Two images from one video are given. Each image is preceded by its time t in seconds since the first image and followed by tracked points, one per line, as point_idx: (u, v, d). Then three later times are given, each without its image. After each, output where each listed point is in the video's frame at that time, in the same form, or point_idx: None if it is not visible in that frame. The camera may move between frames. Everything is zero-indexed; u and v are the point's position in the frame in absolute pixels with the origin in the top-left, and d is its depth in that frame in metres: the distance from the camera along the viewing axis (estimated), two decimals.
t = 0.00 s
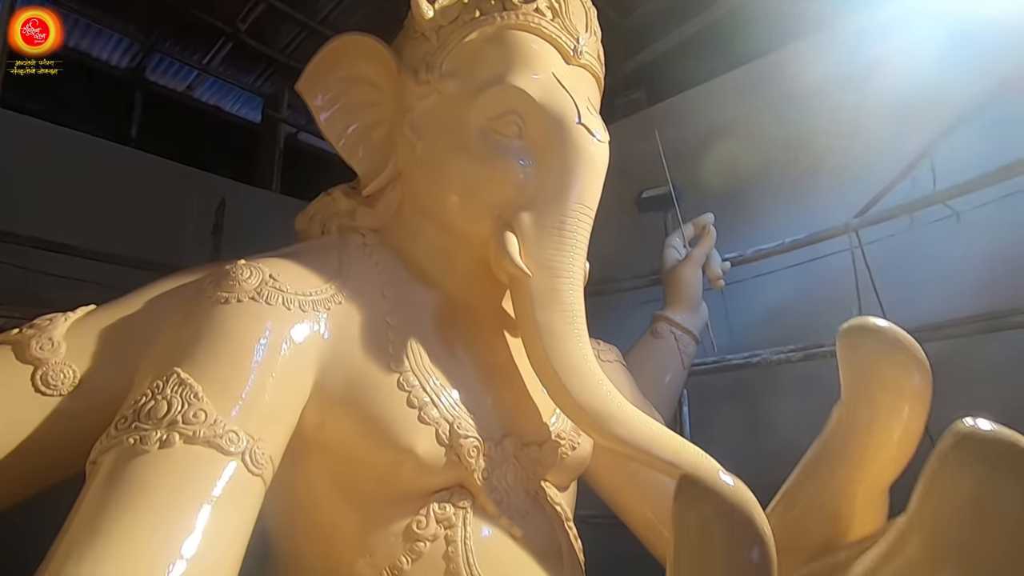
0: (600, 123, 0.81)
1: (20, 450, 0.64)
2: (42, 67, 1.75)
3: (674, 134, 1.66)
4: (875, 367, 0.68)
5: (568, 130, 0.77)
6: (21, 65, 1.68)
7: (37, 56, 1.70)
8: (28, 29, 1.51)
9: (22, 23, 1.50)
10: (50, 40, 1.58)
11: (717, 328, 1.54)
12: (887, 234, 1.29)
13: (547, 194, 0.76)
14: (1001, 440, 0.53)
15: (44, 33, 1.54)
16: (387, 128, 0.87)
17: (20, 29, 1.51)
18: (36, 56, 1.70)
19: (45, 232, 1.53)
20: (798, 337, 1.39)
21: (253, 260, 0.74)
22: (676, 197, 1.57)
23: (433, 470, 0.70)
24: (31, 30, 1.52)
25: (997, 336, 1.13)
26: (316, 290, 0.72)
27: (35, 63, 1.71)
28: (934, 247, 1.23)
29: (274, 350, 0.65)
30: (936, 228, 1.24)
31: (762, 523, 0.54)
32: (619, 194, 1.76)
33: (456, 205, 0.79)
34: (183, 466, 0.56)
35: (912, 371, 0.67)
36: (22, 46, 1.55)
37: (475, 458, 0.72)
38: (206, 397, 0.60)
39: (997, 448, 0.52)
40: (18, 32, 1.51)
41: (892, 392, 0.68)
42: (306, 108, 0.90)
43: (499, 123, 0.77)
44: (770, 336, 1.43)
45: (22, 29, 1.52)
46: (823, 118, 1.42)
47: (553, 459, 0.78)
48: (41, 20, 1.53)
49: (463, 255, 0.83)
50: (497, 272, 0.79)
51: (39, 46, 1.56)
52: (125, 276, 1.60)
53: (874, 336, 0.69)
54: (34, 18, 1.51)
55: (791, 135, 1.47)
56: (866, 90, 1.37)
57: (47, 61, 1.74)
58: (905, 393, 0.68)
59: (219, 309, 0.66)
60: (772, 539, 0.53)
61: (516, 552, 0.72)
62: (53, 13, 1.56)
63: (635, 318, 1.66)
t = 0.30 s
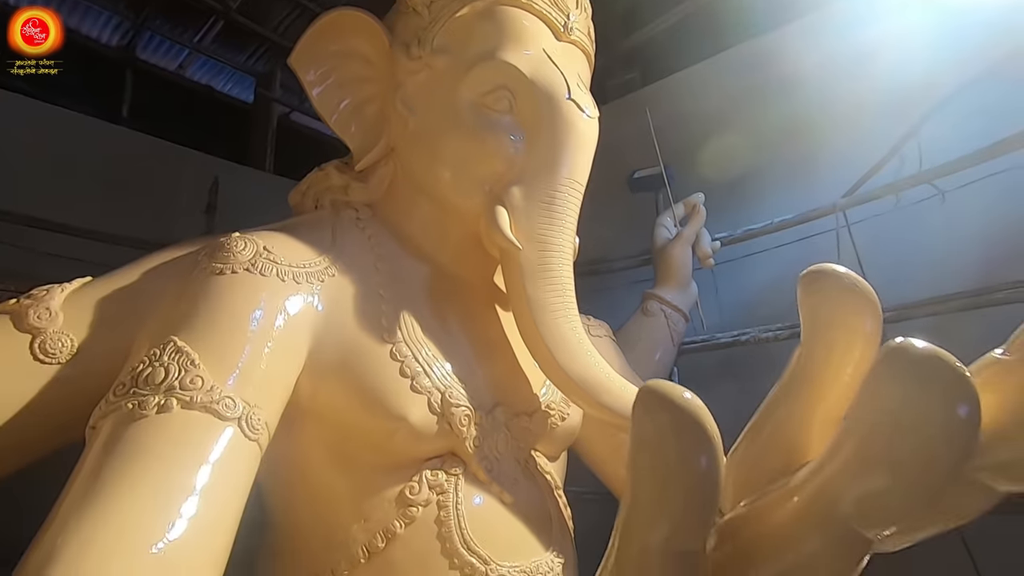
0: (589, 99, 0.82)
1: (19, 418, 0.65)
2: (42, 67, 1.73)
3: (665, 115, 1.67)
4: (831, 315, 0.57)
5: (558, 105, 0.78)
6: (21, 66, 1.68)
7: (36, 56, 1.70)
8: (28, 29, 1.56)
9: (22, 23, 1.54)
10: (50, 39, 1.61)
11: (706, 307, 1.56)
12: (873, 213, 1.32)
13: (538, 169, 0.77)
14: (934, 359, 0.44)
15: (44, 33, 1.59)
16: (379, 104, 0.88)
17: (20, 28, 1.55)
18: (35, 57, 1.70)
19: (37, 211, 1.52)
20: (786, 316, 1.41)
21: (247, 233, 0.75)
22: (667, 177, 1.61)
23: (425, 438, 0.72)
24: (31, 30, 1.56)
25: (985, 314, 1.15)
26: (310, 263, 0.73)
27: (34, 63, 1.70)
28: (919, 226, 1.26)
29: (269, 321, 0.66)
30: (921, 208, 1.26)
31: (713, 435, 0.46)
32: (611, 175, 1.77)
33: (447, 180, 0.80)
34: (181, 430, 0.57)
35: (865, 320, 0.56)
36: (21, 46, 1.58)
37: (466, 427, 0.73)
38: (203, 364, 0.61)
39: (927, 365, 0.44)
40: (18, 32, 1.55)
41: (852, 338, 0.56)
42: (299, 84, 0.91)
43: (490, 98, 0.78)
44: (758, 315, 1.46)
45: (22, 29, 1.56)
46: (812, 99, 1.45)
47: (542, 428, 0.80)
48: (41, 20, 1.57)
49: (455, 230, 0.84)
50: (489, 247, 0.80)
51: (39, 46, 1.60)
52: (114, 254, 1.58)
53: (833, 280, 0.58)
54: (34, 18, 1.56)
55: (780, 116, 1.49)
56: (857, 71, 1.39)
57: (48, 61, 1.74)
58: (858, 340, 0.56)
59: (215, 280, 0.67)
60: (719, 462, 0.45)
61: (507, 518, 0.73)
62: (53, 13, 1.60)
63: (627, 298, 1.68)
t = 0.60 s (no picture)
0: (579, 75, 0.83)
1: (18, 384, 0.67)
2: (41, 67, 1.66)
3: (658, 94, 1.68)
4: (792, 256, 0.51)
5: (548, 80, 0.79)
6: (21, 66, 1.60)
7: (35, 54, 1.63)
8: (28, 29, 1.58)
9: (22, 23, 1.58)
10: (50, 39, 1.64)
11: (697, 286, 1.58)
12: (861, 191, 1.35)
13: (529, 143, 0.78)
14: (883, 292, 0.41)
15: (44, 33, 1.61)
16: (371, 78, 0.88)
17: (20, 29, 1.58)
18: (34, 55, 1.63)
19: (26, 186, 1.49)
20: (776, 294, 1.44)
21: (240, 205, 0.76)
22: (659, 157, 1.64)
23: (417, 406, 0.73)
24: (31, 30, 1.59)
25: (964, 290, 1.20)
26: (302, 235, 0.74)
27: (33, 62, 1.64)
28: (906, 204, 1.31)
29: (262, 290, 0.68)
30: (909, 186, 1.30)
31: (672, 360, 0.43)
32: (605, 155, 1.77)
33: (438, 154, 0.81)
34: (177, 394, 0.58)
35: (823, 268, 0.51)
36: (22, 46, 1.59)
37: (457, 395, 0.75)
38: (197, 331, 0.62)
39: (876, 299, 0.41)
40: (18, 32, 1.58)
41: (810, 286, 0.51)
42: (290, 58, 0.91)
43: (480, 72, 0.78)
44: (748, 293, 1.49)
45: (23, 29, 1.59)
46: (805, 84, 1.54)
47: (532, 398, 0.82)
48: (41, 20, 1.60)
49: (446, 203, 0.85)
50: (479, 220, 0.81)
51: (39, 46, 1.61)
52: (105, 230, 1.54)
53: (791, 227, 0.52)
54: (34, 18, 1.59)
55: (774, 99, 1.58)
56: (846, 58, 1.49)
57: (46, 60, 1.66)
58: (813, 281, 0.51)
59: (209, 250, 0.68)
60: (675, 384, 0.43)
61: (497, 485, 0.75)
62: (53, 12, 1.64)
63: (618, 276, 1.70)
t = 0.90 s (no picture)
0: (567, 49, 0.84)
1: (16, 350, 0.68)
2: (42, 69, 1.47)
3: (650, 75, 1.69)
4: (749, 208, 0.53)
5: (537, 53, 0.80)
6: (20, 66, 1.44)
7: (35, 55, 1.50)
8: (27, 28, 1.50)
9: (22, 24, 1.50)
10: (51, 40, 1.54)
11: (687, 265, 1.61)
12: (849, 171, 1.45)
13: (517, 116, 0.79)
14: (820, 227, 0.40)
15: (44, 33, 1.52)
16: (362, 51, 0.88)
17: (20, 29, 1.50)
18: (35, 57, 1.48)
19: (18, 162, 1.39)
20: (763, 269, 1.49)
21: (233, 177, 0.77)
22: (651, 135, 1.62)
23: (408, 373, 0.75)
24: (31, 30, 1.50)
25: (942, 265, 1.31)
26: (294, 207, 0.76)
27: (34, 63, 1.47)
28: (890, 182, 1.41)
29: (254, 259, 0.69)
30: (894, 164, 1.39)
31: (622, 290, 0.42)
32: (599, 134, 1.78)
33: (427, 127, 0.81)
34: (171, 359, 0.60)
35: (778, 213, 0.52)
36: (22, 47, 1.49)
37: (447, 364, 0.77)
38: (190, 298, 0.64)
39: (812, 232, 0.40)
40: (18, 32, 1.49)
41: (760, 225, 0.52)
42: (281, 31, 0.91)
43: (469, 45, 0.79)
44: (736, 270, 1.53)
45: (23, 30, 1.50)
46: (795, 65, 1.55)
47: (521, 368, 0.84)
48: (41, 20, 1.53)
49: (437, 176, 0.86)
50: (469, 194, 0.82)
51: (40, 46, 1.51)
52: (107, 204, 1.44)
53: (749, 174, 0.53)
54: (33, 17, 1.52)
55: (765, 81, 1.60)
56: (835, 40, 1.50)
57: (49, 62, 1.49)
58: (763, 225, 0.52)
59: (201, 220, 0.69)
60: (624, 313, 0.42)
61: (485, 451, 0.76)
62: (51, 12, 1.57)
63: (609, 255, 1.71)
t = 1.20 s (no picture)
0: (556, 24, 0.85)
1: (14, 316, 0.70)
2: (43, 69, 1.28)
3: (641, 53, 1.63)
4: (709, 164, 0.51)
5: (524, 27, 0.81)
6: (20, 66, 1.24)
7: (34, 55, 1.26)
8: (25, 26, 1.23)
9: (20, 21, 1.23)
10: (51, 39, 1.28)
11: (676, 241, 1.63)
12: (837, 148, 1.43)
13: (505, 90, 0.80)
14: (765, 176, 0.42)
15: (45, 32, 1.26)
16: (352, 24, 0.88)
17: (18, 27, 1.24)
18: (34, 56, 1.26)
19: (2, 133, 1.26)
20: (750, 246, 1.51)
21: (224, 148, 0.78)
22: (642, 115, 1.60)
23: (398, 342, 0.77)
24: (30, 29, 1.24)
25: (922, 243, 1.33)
26: (284, 178, 0.76)
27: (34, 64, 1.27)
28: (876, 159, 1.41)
29: (245, 229, 0.70)
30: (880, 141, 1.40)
31: (574, 238, 0.44)
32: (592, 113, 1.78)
33: (418, 100, 0.82)
34: (164, 325, 0.61)
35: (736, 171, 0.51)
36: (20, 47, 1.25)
37: (436, 333, 0.78)
38: (182, 266, 0.65)
39: (758, 181, 0.42)
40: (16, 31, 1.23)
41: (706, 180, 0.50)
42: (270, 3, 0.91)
43: (459, 19, 0.80)
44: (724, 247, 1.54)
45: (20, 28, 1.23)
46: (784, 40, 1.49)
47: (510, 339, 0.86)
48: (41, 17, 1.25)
49: (427, 150, 0.87)
50: (459, 167, 0.83)
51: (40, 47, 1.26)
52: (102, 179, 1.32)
53: (710, 133, 0.52)
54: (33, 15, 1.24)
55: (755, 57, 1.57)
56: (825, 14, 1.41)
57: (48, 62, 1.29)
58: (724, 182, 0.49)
59: (192, 190, 0.71)
60: (575, 258, 0.44)
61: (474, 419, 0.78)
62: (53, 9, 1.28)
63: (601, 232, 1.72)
